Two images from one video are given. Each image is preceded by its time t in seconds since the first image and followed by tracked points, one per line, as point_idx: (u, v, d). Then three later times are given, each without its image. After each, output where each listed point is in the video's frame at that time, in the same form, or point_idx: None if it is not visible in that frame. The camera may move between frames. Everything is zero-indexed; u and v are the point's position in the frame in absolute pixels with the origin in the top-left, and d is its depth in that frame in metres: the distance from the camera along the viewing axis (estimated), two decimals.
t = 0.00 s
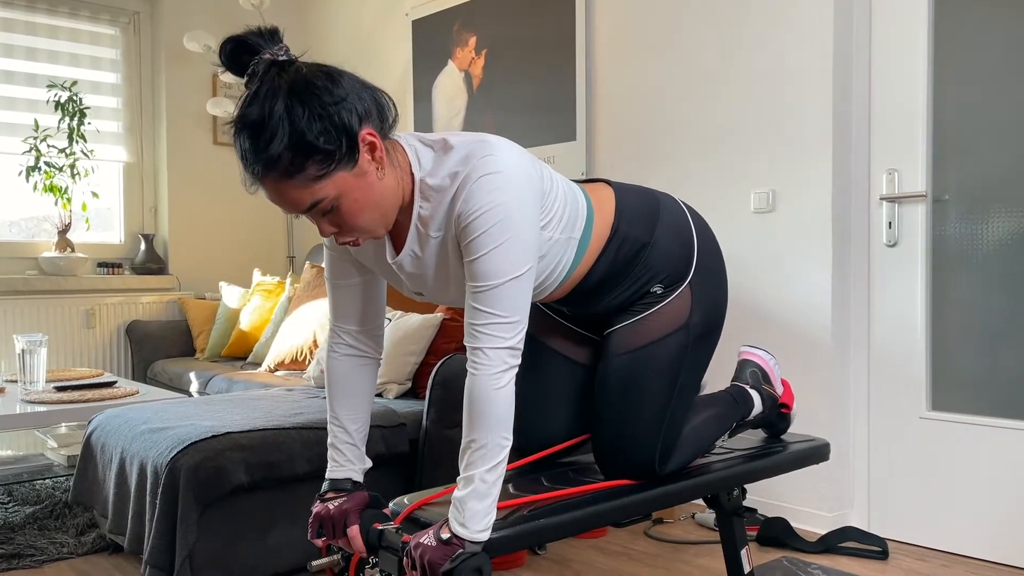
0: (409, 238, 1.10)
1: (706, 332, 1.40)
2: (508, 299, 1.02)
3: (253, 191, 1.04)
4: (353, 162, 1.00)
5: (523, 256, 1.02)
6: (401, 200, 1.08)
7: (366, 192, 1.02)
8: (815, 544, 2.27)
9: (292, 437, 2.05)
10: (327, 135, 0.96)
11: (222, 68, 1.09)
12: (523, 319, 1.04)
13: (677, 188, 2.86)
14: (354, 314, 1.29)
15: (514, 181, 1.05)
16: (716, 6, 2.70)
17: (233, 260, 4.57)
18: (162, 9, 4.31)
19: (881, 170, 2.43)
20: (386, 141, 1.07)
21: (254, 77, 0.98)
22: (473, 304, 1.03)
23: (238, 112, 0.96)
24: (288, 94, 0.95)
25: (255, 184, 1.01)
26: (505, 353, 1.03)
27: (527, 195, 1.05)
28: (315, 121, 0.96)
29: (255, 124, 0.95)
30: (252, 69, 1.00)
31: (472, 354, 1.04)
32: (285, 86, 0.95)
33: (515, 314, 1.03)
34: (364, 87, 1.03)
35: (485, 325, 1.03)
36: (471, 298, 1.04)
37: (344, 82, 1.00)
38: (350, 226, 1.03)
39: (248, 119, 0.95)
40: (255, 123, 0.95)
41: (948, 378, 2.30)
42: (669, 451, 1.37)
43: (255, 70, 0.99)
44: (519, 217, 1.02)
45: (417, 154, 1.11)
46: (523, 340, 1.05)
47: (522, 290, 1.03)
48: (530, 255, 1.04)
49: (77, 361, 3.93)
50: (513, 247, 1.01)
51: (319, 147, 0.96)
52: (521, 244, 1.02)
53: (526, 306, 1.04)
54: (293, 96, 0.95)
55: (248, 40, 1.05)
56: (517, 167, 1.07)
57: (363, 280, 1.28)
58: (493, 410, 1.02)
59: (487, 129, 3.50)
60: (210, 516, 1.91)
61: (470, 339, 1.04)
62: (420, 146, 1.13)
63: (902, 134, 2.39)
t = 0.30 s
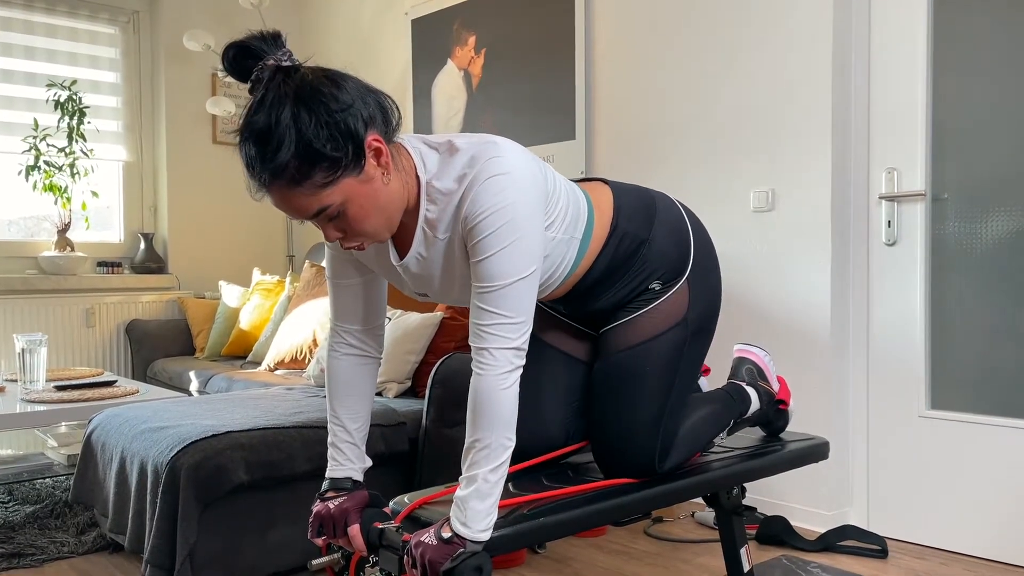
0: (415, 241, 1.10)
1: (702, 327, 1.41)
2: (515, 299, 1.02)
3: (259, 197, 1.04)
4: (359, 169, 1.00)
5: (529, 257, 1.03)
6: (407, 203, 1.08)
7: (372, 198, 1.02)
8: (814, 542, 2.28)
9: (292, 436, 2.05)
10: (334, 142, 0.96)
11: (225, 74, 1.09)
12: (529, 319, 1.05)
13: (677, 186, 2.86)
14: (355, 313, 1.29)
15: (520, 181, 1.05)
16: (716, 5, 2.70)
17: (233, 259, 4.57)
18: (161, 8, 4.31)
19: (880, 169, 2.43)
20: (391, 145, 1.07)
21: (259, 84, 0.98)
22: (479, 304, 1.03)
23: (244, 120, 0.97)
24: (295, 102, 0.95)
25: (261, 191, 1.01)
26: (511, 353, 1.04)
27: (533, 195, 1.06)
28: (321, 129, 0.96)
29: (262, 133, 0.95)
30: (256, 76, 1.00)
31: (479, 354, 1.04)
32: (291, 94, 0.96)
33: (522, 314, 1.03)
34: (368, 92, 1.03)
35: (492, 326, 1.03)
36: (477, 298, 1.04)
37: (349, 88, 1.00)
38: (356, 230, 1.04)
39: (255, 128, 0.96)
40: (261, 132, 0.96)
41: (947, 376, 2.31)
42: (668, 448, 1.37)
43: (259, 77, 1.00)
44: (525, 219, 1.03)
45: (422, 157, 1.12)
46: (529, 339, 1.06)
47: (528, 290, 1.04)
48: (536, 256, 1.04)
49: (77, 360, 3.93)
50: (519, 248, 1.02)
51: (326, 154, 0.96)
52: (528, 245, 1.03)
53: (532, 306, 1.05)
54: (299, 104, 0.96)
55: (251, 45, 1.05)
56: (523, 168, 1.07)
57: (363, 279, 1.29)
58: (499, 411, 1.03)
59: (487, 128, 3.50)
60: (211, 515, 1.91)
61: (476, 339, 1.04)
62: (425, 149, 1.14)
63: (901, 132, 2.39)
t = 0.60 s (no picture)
0: (414, 240, 1.10)
1: (700, 326, 1.40)
2: (516, 299, 1.02)
3: (255, 192, 1.04)
4: (357, 164, 0.99)
5: (529, 256, 1.02)
6: (406, 202, 1.08)
7: (370, 194, 1.02)
8: (814, 539, 2.28)
9: (291, 434, 2.05)
10: (333, 136, 0.96)
11: (225, 67, 1.09)
12: (530, 318, 1.04)
13: (678, 183, 2.85)
14: (353, 311, 1.29)
15: (520, 180, 1.05)
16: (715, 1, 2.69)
17: (232, 257, 4.56)
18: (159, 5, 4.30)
19: (879, 166, 2.43)
20: (390, 143, 1.07)
21: (259, 76, 0.98)
22: (480, 303, 1.03)
23: (242, 112, 0.96)
24: (294, 95, 0.95)
25: (257, 185, 1.01)
26: (512, 353, 1.03)
27: (533, 194, 1.05)
28: (321, 122, 0.96)
29: (260, 125, 0.95)
30: (255, 69, 0.99)
31: (479, 354, 1.04)
32: (291, 87, 0.95)
33: (523, 313, 1.03)
34: (369, 88, 1.03)
35: (494, 325, 1.02)
36: (477, 298, 1.03)
37: (349, 83, 1.00)
38: (353, 228, 1.03)
39: (253, 119, 0.95)
40: (259, 124, 0.95)
41: (946, 373, 2.31)
42: (667, 445, 1.37)
43: (259, 70, 0.99)
44: (525, 217, 1.02)
45: (422, 156, 1.11)
46: (530, 338, 1.05)
47: (529, 289, 1.03)
48: (537, 255, 1.04)
49: (75, 358, 3.93)
50: (519, 247, 1.01)
51: (324, 148, 0.96)
52: (528, 244, 1.02)
53: (533, 305, 1.04)
54: (298, 97, 0.95)
55: (252, 39, 1.05)
56: (522, 166, 1.07)
57: (359, 278, 1.28)
58: (501, 410, 1.02)
59: (486, 125, 3.50)
60: (209, 513, 1.91)
61: (477, 339, 1.04)
62: (425, 147, 1.14)
63: (900, 129, 2.38)
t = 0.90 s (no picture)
0: (413, 233, 1.10)
1: (697, 323, 1.39)
2: (521, 289, 1.02)
3: (253, 171, 1.03)
4: (358, 147, 1.00)
5: (534, 246, 1.02)
6: (405, 193, 1.08)
7: (369, 180, 1.02)
8: (812, 537, 2.28)
9: (289, 432, 2.05)
10: (335, 116, 0.97)
11: (233, 52, 1.09)
12: (537, 310, 1.04)
13: (676, 181, 2.85)
14: (350, 312, 1.29)
15: (521, 172, 1.05)
16: None
17: (230, 256, 4.56)
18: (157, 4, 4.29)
19: (878, 164, 2.42)
20: (392, 134, 1.07)
21: (265, 54, 0.99)
22: (487, 294, 1.03)
23: (246, 86, 0.97)
24: (300, 71, 0.96)
25: (256, 163, 1.00)
26: (521, 344, 1.03)
27: (535, 186, 1.06)
28: (324, 101, 0.96)
29: (263, 99, 0.95)
30: (262, 48, 1.00)
31: (490, 344, 1.04)
32: (297, 64, 0.96)
33: (531, 303, 1.03)
34: (375, 79, 1.03)
35: (502, 314, 1.02)
36: (485, 289, 1.03)
37: (355, 69, 1.01)
38: (350, 214, 1.02)
39: (256, 93, 0.96)
40: (262, 97, 0.95)
41: (944, 371, 2.31)
42: (665, 444, 1.38)
43: (265, 49, 1.00)
44: (528, 208, 1.03)
45: (422, 149, 1.11)
46: (543, 330, 1.05)
47: (536, 280, 1.03)
48: (542, 245, 1.03)
49: (73, 357, 3.93)
50: (523, 237, 1.01)
51: (325, 127, 0.96)
52: (531, 233, 1.02)
53: (540, 296, 1.04)
54: (304, 75, 0.96)
55: (262, 21, 1.04)
56: (522, 158, 1.07)
57: (356, 280, 1.28)
58: (507, 400, 1.02)
59: (484, 124, 3.50)
60: (208, 511, 1.91)
61: (487, 330, 1.04)
62: (424, 141, 1.14)
63: (898, 127, 2.38)
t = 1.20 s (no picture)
0: (405, 235, 1.09)
1: (694, 326, 1.37)
2: (513, 293, 1.01)
3: (248, 168, 1.03)
4: (352, 146, 0.99)
5: (528, 250, 1.02)
6: (398, 194, 1.07)
7: (362, 179, 1.01)
8: (811, 534, 2.28)
9: (287, 430, 2.04)
10: (329, 115, 0.97)
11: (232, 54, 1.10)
12: (531, 313, 1.03)
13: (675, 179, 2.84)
14: (351, 308, 1.28)
15: (513, 176, 1.04)
16: None
17: (229, 254, 4.56)
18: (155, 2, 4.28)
19: (877, 161, 2.42)
20: (386, 136, 1.07)
21: (262, 53, 0.99)
22: (480, 298, 1.03)
23: (242, 84, 0.97)
24: (295, 70, 0.96)
25: (250, 159, 1.00)
26: (515, 348, 1.03)
27: (527, 190, 1.05)
28: (318, 100, 0.96)
29: (258, 97, 0.96)
30: (260, 47, 1.00)
31: (483, 348, 1.04)
32: (292, 63, 0.96)
33: (524, 307, 1.02)
34: (370, 80, 1.04)
35: (495, 318, 1.02)
36: (478, 294, 1.03)
37: (350, 70, 1.01)
38: (342, 212, 1.02)
39: (252, 90, 0.96)
40: (258, 95, 0.96)
41: (943, 368, 2.31)
42: (665, 442, 1.38)
43: (263, 49, 1.00)
44: (521, 212, 1.02)
45: (415, 153, 1.11)
46: (533, 336, 1.04)
47: (527, 284, 1.02)
48: (536, 250, 1.03)
49: (72, 355, 3.92)
50: (515, 241, 1.01)
51: (320, 125, 0.96)
52: (524, 237, 1.01)
53: (533, 299, 1.04)
54: (299, 73, 0.96)
55: (260, 23, 1.04)
56: (515, 162, 1.06)
57: (356, 277, 1.27)
58: (502, 403, 1.02)
59: (482, 122, 3.49)
60: (207, 509, 1.91)
61: (482, 335, 1.04)
62: (419, 144, 1.13)
63: (897, 124, 2.38)
